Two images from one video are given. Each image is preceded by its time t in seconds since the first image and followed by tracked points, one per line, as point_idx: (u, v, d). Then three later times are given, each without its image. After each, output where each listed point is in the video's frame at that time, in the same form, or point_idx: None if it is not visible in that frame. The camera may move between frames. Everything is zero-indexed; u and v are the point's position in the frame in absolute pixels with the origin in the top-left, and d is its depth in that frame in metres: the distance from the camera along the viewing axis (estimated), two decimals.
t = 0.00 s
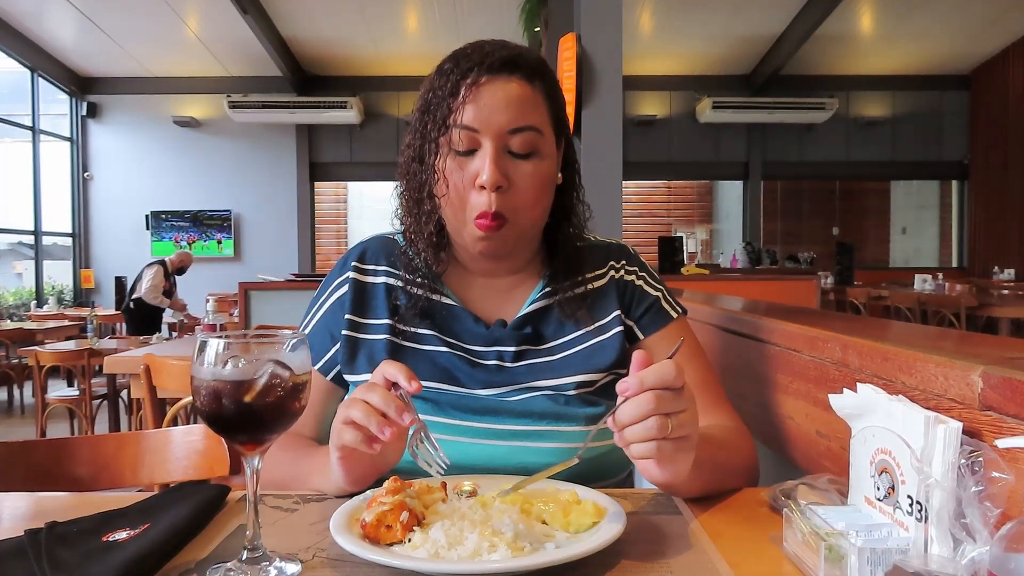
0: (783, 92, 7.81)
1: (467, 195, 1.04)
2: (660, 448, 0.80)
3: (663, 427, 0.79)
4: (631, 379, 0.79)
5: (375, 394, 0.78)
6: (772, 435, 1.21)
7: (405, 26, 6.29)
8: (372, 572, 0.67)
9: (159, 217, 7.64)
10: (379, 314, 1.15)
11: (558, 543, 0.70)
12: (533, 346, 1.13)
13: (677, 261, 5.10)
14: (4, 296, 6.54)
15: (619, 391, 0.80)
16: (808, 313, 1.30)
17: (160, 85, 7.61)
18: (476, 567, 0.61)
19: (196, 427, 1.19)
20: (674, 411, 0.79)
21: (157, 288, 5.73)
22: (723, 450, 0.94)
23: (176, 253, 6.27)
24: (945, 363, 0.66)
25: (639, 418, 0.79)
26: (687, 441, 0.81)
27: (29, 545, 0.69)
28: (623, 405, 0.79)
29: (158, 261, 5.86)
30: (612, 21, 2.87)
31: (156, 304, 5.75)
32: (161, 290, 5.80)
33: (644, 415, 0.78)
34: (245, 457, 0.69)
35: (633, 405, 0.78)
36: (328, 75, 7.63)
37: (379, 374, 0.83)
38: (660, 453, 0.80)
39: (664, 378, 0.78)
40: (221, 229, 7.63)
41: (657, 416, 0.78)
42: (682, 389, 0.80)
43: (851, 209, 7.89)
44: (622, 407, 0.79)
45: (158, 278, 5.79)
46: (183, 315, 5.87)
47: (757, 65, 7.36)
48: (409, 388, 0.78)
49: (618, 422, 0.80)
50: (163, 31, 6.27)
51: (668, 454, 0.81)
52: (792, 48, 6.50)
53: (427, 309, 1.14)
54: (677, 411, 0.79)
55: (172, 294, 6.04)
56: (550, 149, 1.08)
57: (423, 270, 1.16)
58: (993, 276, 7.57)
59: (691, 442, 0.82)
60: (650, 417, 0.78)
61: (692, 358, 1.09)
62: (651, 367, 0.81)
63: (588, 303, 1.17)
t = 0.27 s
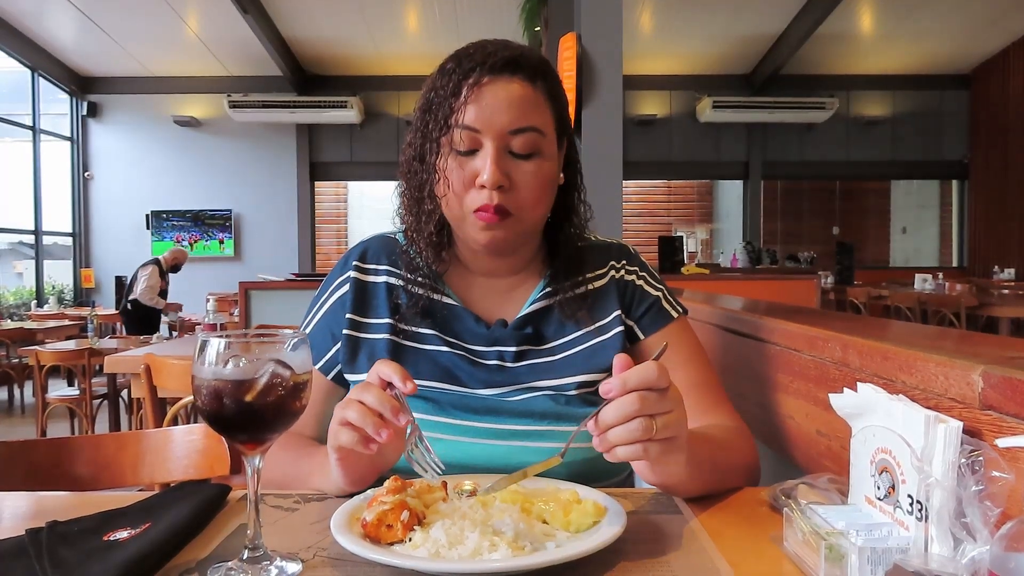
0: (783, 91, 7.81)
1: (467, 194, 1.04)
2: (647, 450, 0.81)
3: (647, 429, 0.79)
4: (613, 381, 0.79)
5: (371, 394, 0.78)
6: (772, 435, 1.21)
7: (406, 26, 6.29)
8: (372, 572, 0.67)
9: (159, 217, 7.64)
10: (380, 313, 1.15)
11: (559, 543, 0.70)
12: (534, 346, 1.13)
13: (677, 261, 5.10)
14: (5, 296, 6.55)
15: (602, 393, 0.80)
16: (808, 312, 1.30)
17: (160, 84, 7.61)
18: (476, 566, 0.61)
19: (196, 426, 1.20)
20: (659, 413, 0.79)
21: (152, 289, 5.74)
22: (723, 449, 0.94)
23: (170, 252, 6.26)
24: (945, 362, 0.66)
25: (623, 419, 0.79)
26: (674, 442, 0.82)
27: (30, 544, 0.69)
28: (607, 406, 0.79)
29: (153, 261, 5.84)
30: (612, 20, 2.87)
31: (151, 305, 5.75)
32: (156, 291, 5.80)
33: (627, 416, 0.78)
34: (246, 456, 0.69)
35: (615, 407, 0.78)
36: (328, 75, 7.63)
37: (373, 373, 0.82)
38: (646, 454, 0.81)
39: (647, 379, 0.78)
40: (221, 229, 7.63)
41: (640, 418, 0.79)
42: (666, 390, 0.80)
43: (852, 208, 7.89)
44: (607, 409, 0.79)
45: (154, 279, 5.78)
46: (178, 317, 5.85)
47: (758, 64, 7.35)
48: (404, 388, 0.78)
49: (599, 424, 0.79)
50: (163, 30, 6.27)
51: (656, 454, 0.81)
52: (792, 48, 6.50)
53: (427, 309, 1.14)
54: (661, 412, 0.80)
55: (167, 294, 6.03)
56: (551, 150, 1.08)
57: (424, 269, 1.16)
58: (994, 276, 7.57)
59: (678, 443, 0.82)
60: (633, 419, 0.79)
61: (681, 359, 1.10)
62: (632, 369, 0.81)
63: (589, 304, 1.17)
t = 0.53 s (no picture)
0: (783, 91, 7.81)
1: (466, 195, 1.04)
2: (647, 446, 0.80)
3: (650, 425, 0.79)
4: (617, 377, 0.79)
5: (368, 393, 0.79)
6: (772, 434, 1.21)
7: (406, 26, 6.30)
8: (373, 571, 0.66)
9: (159, 216, 7.64)
10: (379, 314, 1.15)
11: (559, 542, 0.70)
12: (533, 346, 1.13)
13: (677, 260, 5.10)
14: (4, 296, 6.55)
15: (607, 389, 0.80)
16: (809, 312, 1.30)
17: (160, 84, 7.61)
18: (476, 566, 0.61)
19: (196, 426, 1.20)
20: (660, 411, 0.79)
21: (145, 289, 5.73)
22: (724, 448, 0.94)
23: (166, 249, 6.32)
24: (946, 362, 0.66)
25: (627, 414, 0.79)
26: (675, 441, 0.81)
27: (30, 544, 0.69)
28: (611, 402, 0.79)
29: (148, 260, 5.88)
30: (611, 19, 2.87)
31: (143, 306, 5.73)
32: (150, 291, 5.79)
33: (631, 412, 0.78)
34: (246, 456, 0.69)
35: (619, 403, 0.79)
36: (328, 74, 7.63)
37: (371, 371, 0.83)
38: (646, 451, 0.81)
39: (650, 377, 0.78)
40: (221, 229, 7.64)
41: (641, 415, 0.79)
42: (669, 388, 0.80)
43: (852, 208, 7.89)
44: (611, 404, 0.79)
45: (147, 277, 5.79)
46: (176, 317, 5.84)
47: (758, 64, 7.35)
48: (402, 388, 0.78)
49: (606, 419, 0.80)
50: (163, 30, 6.26)
51: (656, 451, 0.81)
52: (792, 47, 6.50)
53: (426, 309, 1.14)
54: (663, 411, 0.79)
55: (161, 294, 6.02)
56: (549, 150, 1.08)
57: (423, 270, 1.16)
58: (994, 275, 7.57)
59: (679, 442, 0.82)
60: (634, 416, 0.79)
61: (680, 358, 1.10)
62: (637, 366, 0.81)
63: (588, 304, 1.17)
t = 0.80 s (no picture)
0: (783, 90, 7.81)
1: (463, 189, 1.04)
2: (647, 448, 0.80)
3: (650, 427, 0.79)
4: (615, 378, 0.79)
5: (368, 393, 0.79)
6: (772, 433, 1.21)
7: (406, 26, 6.31)
8: (373, 571, 0.66)
9: (159, 216, 7.65)
10: (378, 314, 1.15)
11: (558, 542, 0.70)
12: (532, 347, 1.13)
13: (677, 259, 5.10)
14: (4, 295, 6.55)
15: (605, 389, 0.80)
16: (808, 311, 1.30)
17: (160, 83, 7.61)
18: (476, 565, 0.61)
19: (196, 426, 1.20)
20: (661, 413, 0.79)
21: (144, 287, 5.74)
22: (723, 448, 0.94)
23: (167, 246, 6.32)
24: (946, 361, 0.65)
25: (627, 414, 0.78)
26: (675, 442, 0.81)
27: (30, 543, 0.69)
28: (610, 403, 0.79)
29: (149, 258, 5.87)
30: (612, 18, 2.87)
31: (142, 305, 5.74)
32: (149, 289, 5.80)
33: (631, 414, 0.78)
34: (245, 456, 0.69)
35: (618, 404, 0.79)
36: (328, 74, 7.63)
37: (372, 371, 0.83)
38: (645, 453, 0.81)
39: (649, 378, 0.78)
40: (221, 228, 7.64)
41: (642, 416, 0.79)
42: (668, 389, 0.80)
43: (852, 207, 7.88)
44: (610, 405, 0.79)
45: (147, 276, 5.79)
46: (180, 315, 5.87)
47: (758, 63, 7.35)
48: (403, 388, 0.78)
49: (603, 419, 0.80)
50: (162, 29, 6.26)
51: (658, 450, 0.81)
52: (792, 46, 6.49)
53: (424, 308, 1.14)
54: (664, 413, 0.79)
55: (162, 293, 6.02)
56: (547, 146, 1.08)
57: (422, 269, 1.16)
58: (994, 274, 7.57)
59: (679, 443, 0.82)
60: (635, 417, 0.79)
61: (680, 358, 1.10)
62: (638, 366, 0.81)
63: (587, 304, 1.17)
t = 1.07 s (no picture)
0: (783, 90, 7.81)
1: (445, 170, 1.04)
2: (649, 453, 0.80)
3: (653, 432, 0.79)
4: (618, 384, 0.79)
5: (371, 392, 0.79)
6: (772, 433, 1.21)
7: (406, 25, 6.31)
8: (373, 571, 0.66)
9: (160, 215, 7.66)
10: (377, 313, 1.15)
11: (559, 541, 0.70)
12: (531, 346, 1.13)
13: (677, 259, 5.09)
14: (5, 294, 6.55)
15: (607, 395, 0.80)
16: (809, 311, 1.30)
17: (161, 82, 7.61)
18: (476, 565, 0.61)
19: (197, 425, 1.20)
20: (662, 418, 0.79)
21: (157, 287, 5.73)
22: (723, 447, 0.94)
23: (175, 245, 6.29)
24: (946, 361, 0.66)
25: (628, 421, 0.78)
26: (677, 446, 0.81)
27: (31, 543, 0.70)
28: (612, 409, 0.79)
29: (156, 258, 5.85)
30: (612, 18, 2.87)
31: (159, 306, 5.74)
32: (162, 289, 5.80)
33: (633, 420, 0.78)
34: (246, 456, 0.69)
35: (620, 410, 0.78)
36: (328, 73, 7.63)
37: (373, 370, 0.82)
38: (647, 458, 0.80)
39: (652, 384, 0.78)
40: (221, 227, 7.65)
41: (644, 422, 0.78)
42: (670, 395, 0.80)
43: (852, 206, 7.88)
44: (611, 411, 0.79)
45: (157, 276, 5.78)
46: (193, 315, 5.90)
47: (759, 62, 7.34)
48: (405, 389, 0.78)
49: (604, 425, 0.80)
50: (163, 28, 6.25)
51: (659, 457, 0.81)
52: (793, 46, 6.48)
53: (422, 306, 1.15)
54: (666, 417, 0.79)
55: (175, 292, 6.01)
56: (534, 133, 1.08)
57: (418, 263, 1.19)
58: (995, 274, 7.57)
59: (681, 447, 0.81)
60: (639, 422, 0.78)
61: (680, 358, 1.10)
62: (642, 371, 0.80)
63: (585, 304, 1.17)
